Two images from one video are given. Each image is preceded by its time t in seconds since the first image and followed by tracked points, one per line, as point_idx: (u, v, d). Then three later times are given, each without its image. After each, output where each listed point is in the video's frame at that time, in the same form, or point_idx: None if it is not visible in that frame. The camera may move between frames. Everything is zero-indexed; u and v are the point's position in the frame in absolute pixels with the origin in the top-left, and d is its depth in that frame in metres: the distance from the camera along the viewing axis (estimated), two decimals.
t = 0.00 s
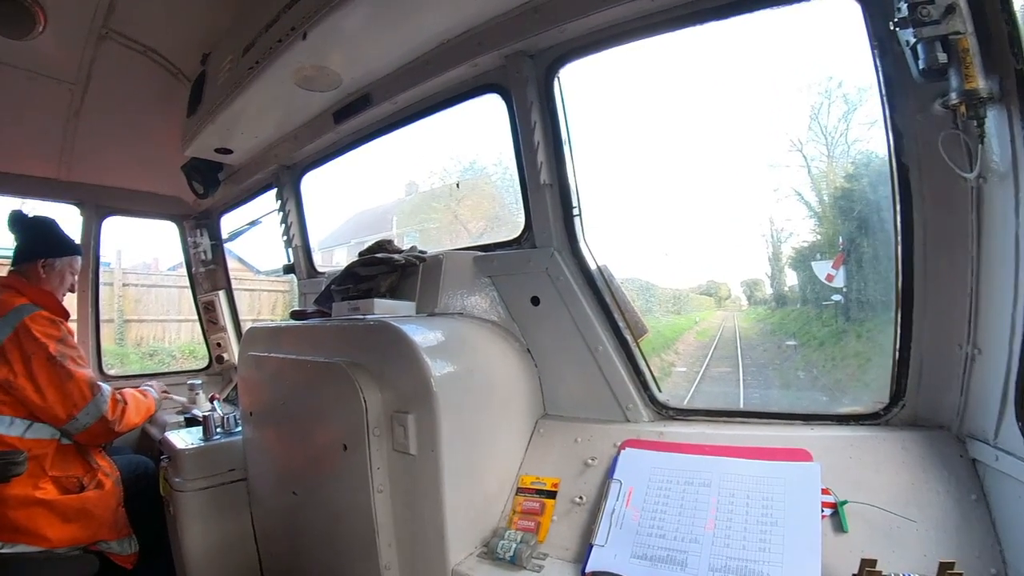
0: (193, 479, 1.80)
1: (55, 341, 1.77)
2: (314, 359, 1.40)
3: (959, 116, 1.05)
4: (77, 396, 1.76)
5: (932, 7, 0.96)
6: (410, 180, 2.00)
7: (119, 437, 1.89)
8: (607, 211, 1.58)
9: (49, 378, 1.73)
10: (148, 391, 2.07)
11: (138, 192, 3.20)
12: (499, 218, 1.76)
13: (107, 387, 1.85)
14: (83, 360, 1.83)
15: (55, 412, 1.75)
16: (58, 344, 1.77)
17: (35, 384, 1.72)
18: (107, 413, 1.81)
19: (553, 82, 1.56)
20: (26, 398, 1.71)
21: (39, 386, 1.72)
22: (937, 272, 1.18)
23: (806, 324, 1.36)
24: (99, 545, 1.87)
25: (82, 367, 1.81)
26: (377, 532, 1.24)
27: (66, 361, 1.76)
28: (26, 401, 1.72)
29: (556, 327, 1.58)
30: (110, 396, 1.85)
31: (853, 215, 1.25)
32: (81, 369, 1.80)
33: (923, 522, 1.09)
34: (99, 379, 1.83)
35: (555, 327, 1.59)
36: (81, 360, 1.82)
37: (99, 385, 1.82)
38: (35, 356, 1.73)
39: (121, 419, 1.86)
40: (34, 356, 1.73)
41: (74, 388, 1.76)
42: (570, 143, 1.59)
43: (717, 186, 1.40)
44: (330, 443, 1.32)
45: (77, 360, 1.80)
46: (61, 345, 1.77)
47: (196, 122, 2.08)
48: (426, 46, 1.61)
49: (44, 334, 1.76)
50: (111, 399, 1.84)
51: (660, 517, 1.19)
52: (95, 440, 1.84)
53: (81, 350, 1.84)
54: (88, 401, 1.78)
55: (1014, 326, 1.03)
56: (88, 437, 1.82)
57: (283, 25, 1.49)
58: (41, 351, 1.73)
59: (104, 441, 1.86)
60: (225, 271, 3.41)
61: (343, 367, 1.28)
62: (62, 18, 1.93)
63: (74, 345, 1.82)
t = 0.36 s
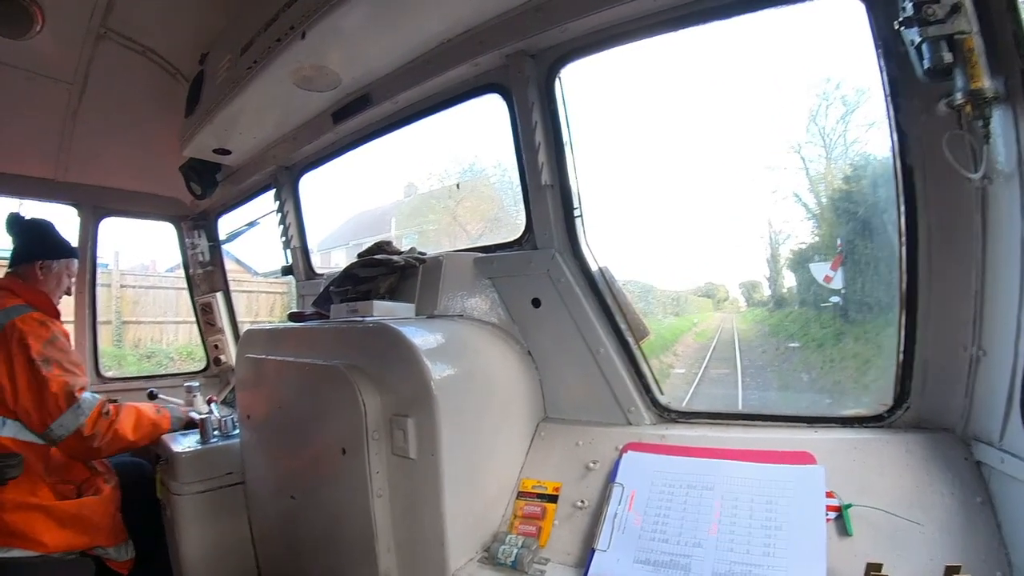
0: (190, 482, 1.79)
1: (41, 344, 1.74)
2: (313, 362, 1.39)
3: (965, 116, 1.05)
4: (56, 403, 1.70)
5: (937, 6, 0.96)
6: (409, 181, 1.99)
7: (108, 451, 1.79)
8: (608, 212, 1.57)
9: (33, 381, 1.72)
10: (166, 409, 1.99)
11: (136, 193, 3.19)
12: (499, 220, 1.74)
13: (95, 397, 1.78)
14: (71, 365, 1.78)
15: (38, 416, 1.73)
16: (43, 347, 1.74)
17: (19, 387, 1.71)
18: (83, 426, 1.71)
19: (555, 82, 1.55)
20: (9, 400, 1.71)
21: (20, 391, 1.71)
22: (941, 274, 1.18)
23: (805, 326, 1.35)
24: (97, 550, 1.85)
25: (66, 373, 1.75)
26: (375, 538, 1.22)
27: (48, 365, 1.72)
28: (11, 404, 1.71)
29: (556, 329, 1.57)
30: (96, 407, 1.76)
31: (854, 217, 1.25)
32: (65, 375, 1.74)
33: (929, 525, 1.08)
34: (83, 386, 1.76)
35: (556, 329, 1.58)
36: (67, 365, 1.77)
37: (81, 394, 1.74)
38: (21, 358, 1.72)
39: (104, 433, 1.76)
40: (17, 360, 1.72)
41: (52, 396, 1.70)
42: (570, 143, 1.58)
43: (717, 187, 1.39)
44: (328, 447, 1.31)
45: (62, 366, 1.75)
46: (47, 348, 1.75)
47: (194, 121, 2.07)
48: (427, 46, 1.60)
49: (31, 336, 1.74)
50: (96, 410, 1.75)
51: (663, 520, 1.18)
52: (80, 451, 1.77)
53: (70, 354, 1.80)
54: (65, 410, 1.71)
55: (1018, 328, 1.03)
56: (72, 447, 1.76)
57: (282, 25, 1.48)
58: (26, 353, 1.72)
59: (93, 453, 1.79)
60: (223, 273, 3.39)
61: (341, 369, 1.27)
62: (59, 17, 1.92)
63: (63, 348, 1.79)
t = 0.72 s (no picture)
0: (185, 486, 1.78)
1: (42, 338, 1.72)
2: (308, 364, 1.38)
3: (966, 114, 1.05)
4: (59, 395, 1.68)
5: (939, 3, 0.95)
6: (408, 183, 1.98)
7: (116, 443, 1.75)
8: (607, 213, 1.56)
9: (35, 375, 1.70)
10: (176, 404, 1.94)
11: (134, 194, 3.18)
12: (497, 221, 1.74)
13: (99, 388, 1.75)
14: (73, 358, 1.76)
15: (42, 410, 1.71)
16: (44, 341, 1.72)
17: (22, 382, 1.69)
18: (87, 415, 1.69)
19: (553, 81, 1.54)
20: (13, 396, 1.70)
21: (24, 386, 1.70)
22: (943, 274, 1.17)
23: (804, 327, 1.34)
24: (91, 553, 1.84)
25: (68, 365, 1.73)
26: (370, 543, 1.21)
27: (49, 358, 1.70)
28: (15, 401, 1.70)
29: (556, 331, 1.56)
30: (100, 397, 1.73)
31: (854, 219, 1.24)
32: (67, 367, 1.72)
33: (931, 530, 1.07)
34: (86, 378, 1.74)
35: (554, 330, 1.56)
36: (69, 358, 1.75)
37: (83, 385, 1.72)
38: (22, 353, 1.71)
39: (109, 423, 1.72)
40: (19, 355, 1.70)
41: (55, 387, 1.68)
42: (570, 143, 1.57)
43: (717, 187, 1.38)
44: (323, 451, 1.30)
45: (63, 358, 1.73)
46: (47, 342, 1.73)
47: (191, 122, 2.06)
48: (424, 46, 1.59)
49: (30, 330, 1.73)
50: (99, 400, 1.72)
51: (662, 525, 1.17)
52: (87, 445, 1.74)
53: (72, 347, 1.78)
54: (67, 401, 1.68)
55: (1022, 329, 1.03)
56: (77, 440, 1.72)
57: (278, 24, 1.47)
58: (26, 348, 1.71)
59: (99, 446, 1.75)
60: (220, 274, 3.38)
61: (335, 372, 1.26)
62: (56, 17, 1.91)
63: (64, 341, 1.77)
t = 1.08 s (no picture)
0: (187, 487, 1.78)
1: (40, 344, 1.72)
2: (313, 365, 1.38)
3: (958, 122, 1.06)
4: (52, 405, 1.68)
5: (931, 14, 0.96)
6: (407, 185, 1.98)
7: (104, 455, 1.77)
8: (609, 216, 1.56)
9: (32, 382, 1.71)
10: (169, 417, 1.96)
11: (134, 195, 3.17)
12: (496, 223, 1.74)
13: (93, 399, 1.75)
14: (70, 366, 1.76)
15: (35, 416, 1.72)
16: (42, 347, 1.72)
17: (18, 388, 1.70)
18: (78, 428, 1.69)
19: (559, 83, 1.54)
20: (9, 400, 1.71)
21: (20, 392, 1.70)
22: (942, 277, 1.17)
23: (801, 329, 1.34)
24: (91, 555, 1.83)
25: (64, 374, 1.72)
26: (377, 543, 1.21)
27: (47, 366, 1.70)
28: (10, 404, 1.71)
29: (558, 333, 1.56)
30: (92, 410, 1.73)
31: (855, 220, 1.24)
32: (64, 376, 1.72)
33: (933, 526, 1.07)
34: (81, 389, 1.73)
35: (558, 332, 1.56)
36: (67, 366, 1.75)
37: (77, 396, 1.71)
38: (20, 359, 1.71)
39: (99, 437, 1.73)
40: (16, 361, 1.71)
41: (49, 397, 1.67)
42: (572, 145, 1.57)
43: (718, 190, 1.38)
44: (328, 453, 1.30)
45: (61, 366, 1.73)
46: (46, 348, 1.72)
47: (193, 122, 2.06)
48: (430, 47, 1.59)
49: (29, 336, 1.72)
50: (92, 412, 1.73)
51: (668, 524, 1.17)
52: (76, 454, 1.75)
53: (70, 354, 1.77)
54: (60, 412, 1.68)
55: (1011, 330, 1.04)
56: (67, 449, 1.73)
57: (284, 25, 1.48)
58: (24, 354, 1.71)
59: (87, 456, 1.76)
60: (220, 275, 3.39)
61: (341, 373, 1.26)
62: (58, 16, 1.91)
63: (62, 348, 1.76)
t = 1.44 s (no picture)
0: (233, 481, 1.84)
1: (103, 350, 1.82)
2: (356, 364, 1.41)
3: (995, 112, 1.00)
4: (115, 405, 1.78)
5: (962, 1, 0.91)
6: (445, 185, 2.01)
7: (163, 452, 1.87)
8: (648, 214, 1.55)
9: (93, 384, 1.79)
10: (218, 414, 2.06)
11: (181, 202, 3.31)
12: (535, 222, 1.74)
13: (152, 400, 1.85)
14: (129, 370, 1.86)
15: (97, 416, 1.81)
16: (105, 352, 1.82)
17: (80, 389, 1.79)
18: (140, 427, 1.79)
19: (592, 82, 1.54)
20: (72, 401, 1.79)
21: (83, 393, 1.79)
22: (981, 272, 1.12)
23: (847, 327, 1.31)
24: (140, 546, 1.90)
25: (124, 377, 1.83)
26: (416, 537, 1.24)
27: (109, 370, 1.80)
28: (74, 405, 1.80)
29: (596, 331, 1.56)
30: (153, 410, 1.83)
31: (895, 214, 1.20)
32: (125, 378, 1.82)
33: (966, 532, 1.04)
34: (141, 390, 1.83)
35: (596, 331, 1.56)
36: (127, 369, 1.85)
37: (139, 397, 1.81)
38: (83, 362, 1.79)
39: (159, 434, 1.83)
40: (81, 362, 1.80)
41: (111, 398, 1.77)
42: (608, 142, 1.57)
43: (759, 185, 1.36)
44: (369, 450, 1.33)
45: (121, 370, 1.83)
46: (108, 354, 1.83)
47: (236, 131, 2.13)
48: (463, 51, 1.61)
49: (92, 341, 1.82)
50: (152, 413, 1.82)
51: (703, 525, 1.16)
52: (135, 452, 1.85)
53: (130, 358, 1.88)
54: (123, 412, 1.78)
55: None
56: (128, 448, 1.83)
57: (320, 35, 1.52)
58: (87, 357, 1.79)
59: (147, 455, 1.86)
60: (265, 277, 3.50)
61: (383, 372, 1.28)
62: (109, 31, 2.01)
63: (123, 353, 1.86)
